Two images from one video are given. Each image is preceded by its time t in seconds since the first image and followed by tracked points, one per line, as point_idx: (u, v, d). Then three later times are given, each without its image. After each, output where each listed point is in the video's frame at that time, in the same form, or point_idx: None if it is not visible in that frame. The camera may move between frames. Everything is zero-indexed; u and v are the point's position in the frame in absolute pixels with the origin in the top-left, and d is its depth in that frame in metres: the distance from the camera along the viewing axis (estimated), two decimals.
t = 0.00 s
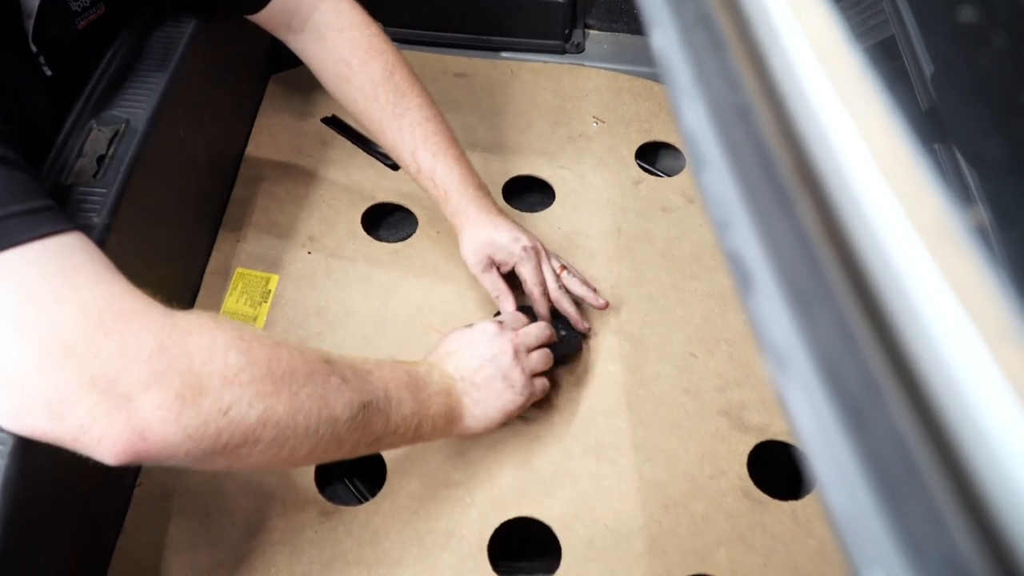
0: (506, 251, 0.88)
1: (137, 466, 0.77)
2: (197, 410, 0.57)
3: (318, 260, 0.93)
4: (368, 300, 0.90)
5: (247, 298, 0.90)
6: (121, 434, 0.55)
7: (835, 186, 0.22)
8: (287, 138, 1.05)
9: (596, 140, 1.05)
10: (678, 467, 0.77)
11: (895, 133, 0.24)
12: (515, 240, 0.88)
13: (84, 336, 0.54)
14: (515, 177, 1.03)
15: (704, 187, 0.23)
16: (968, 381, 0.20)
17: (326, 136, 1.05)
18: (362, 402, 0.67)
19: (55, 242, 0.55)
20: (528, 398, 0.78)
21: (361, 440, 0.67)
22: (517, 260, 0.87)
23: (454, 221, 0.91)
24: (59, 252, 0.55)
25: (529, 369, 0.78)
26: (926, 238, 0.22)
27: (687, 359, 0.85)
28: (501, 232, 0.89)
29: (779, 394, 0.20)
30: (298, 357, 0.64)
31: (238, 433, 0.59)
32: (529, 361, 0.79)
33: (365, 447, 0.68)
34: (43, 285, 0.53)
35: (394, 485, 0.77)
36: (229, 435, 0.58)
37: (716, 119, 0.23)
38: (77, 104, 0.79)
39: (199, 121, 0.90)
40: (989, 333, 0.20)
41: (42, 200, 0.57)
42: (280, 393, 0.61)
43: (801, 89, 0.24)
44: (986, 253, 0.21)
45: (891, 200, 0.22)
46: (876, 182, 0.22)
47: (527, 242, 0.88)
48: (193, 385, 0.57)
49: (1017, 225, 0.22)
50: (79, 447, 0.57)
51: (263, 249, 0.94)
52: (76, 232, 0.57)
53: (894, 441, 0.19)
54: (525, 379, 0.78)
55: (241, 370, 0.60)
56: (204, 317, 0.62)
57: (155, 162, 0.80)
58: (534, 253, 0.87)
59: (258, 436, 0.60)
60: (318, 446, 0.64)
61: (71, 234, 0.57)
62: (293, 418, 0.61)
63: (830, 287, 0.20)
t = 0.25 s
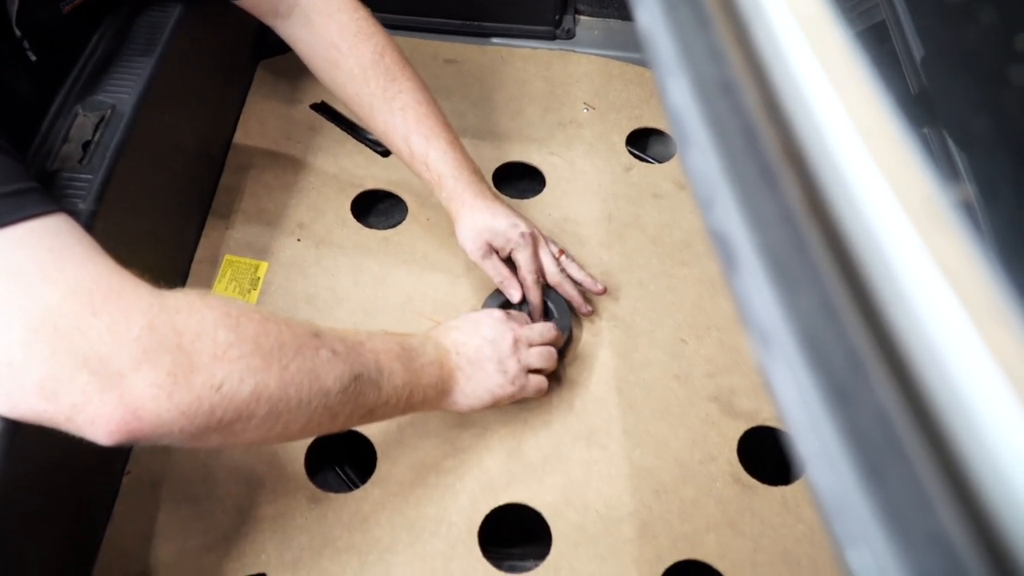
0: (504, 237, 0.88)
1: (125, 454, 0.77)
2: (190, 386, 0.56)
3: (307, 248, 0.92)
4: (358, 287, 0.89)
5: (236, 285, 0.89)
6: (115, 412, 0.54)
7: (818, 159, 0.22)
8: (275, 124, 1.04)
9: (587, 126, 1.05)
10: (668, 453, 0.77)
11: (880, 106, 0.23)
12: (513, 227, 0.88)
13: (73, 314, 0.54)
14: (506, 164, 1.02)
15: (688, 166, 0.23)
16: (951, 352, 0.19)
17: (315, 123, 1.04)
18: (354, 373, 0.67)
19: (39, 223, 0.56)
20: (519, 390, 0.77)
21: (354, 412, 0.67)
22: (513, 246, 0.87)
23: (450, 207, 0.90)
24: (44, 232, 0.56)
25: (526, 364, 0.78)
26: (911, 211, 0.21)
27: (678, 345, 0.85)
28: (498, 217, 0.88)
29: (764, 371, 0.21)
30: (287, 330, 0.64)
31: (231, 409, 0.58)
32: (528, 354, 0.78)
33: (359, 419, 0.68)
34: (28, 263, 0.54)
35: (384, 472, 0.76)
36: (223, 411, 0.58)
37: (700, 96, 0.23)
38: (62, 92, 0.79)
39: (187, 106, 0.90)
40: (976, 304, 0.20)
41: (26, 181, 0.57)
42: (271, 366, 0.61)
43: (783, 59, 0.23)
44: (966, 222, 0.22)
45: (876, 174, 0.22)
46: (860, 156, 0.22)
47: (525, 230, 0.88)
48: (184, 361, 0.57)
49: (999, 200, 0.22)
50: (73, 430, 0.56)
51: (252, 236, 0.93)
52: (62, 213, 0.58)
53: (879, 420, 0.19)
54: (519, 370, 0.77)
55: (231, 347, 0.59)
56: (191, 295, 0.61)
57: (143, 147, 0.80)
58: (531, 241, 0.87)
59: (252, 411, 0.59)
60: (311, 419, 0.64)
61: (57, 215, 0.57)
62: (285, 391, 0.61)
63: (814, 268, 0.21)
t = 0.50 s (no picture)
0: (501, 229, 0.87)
1: (116, 442, 0.77)
2: (178, 372, 0.56)
3: (299, 236, 0.92)
4: (349, 275, 0.89)
5: (227, 274, 0.89)
6: (102, 399, 0.54)
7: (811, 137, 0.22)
8: (266, 111, 1.03)
9: (580, 114, 1.04)
10: (661, 440, 0.77)
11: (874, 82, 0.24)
12: (510, 219, 0.86)
13: (58, 300, 0.53)
14: (498, 151, 1.02)
15: (682, 147, 0.24)
16: (943, 325, 0.20)
17: (306, 110, 1.03)
18: (346, 360, 0.66)
19: (25, 209, 0.55)
20: (512, 376, 0.77)
21: (346, 399, 0.67)
22: (510, 238, 0.86)
23: (447, 196, 0.89)
24: (30, 217, 0.55)
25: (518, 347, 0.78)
26: (905, 188, 0.22)
27: (670, 333, 0.84)
28: (496, 209, 0.87)
29: (756, 346, 0.22)
30: (277, 317, 0.63)
31: (220, 396, 0.58)
32: (521, 340, 0.78)
33: (352, 407, 0.68)
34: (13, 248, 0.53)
35: (376, 460, 0.76)
36: (212, 398, 0.57)
37: (695, 79, 0.24)
38: (49, 78, 0.78)
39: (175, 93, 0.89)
40: (968, 280, 0.21)
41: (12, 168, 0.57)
42: (261, 352, 0.60)
43: (773, 30, 0.23)
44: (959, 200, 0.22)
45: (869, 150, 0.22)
46: (854, 133, 0.22)
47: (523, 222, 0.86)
48: (172, 348, 0.56)
49: (988, 182, 0.23)
50: (61, 417, 0.56)
51: (243, 224, 0.93)
52: (48, 199, 0.58)
53: (872, 394, 0.20)
54: (512, 355, 0.77)
55: (220, 332, 0.59)
56: (179, 280, 0.61)
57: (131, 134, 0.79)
58: (528, 234, 0.85)
59: (241, 398, 0.59)
60: (304, 406, 0.63)
61: (43, 201, 0.57)
62: (275, 378, 0.61)
63: (807, 244, 0.21)
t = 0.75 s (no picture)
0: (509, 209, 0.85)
1: (103, 431, 0.76)
2: (162, 362, 0.56)
3: (287, 223, 0.91)
4: (339, 263, 0.88)
5: (215, 261, 0.88)
6: (84, 388, 0.53)
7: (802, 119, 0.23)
8: (253, 97, 1.02)
9: (570, 100, 1.04)
10: (652, 427, 0.77)
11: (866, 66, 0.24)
12: (517, 195, 0.85)
13: (39, 288, 0.53)
14: (488, 137, 1.01)
15: (666, 122, 0.23)
16: (931, 303, 0.20)
17: (294, 96, 1.02)
18: (336, 353, 0.66)
19: (6, 196, 0.56)
20: (510, 361, 0.77)
21: (336, 393, 0.66)
22: (521, 216, 0.85)
23: (449, 181, 0.89)
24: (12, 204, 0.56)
25: (514, 335, 0.78)
26: (896, 167, 0.22)
27: (661, 319, 0.84)
28: (501, 190, 0.86)
29: (741, 324, 0.21)
30: (266, 309, 0.63)
31: (205, 387, 0.57)
32: (515, 326, 0.78)
33: (342, 402, 0.67)
34: None
35: (366, 448, 0.76)
36: (197, 388, 0.57)
37: (680, 52, 0.23)
38: (33, 64, 0.78)
39: (162, 79, 0.88)
40: (958, 261, 0.21)
41: None
42: (248, 344, 0.60)
43: (765, 13, 0.24)
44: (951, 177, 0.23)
45: (861, 130, 0.23)
46: (845, 112, 0.23)
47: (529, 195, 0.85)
48: (157, 337, 0.56)
49: (977, 156, 0.23)
50: (45, 407, 0.55)
51: (231, 212, 0.92)
52: (30, 184, 0.58)
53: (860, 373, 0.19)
54: (507, 342, 0.77)
55: (206, 322, 0.59)
56: (166, 269, 0.60)
57: (117, 120, 0.78)
58: (539, 205, 0.84)
59: (227, 389, 0.58)
60: (293, 399, 0.63)
61: (25, 188, 0.57)
62: (262, 369, 0.60)
63: (795, 221, 0.21)
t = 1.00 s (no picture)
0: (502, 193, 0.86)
1: (90, 426, 0.75)
2: (146, 356, 0.55)
3: (275, 215, 0.90)
4: (327, 256, 0.88)
5: (202, 254, 0.87)
6: (68, 382, 0.53)
7: (790, 106, 0.23)
8: (239, 88, 1.01)
9: (559, 90, 1.03)
10: (643, 418, 0.77)
11: (854, 47, 0.24)
12: (508, 180, 0.86)
13: (20, 283, 0.53)
14: (477, 128, 1.00)
15: (651, 104, 0.23)
16: (919, 290, 0.21)
17: (281, 87, 1.01)
18: (324, 344, 0.65)
19: None
20: (499, 344, 0.77)
21: (324, 384, 0.65)
22: (515, 200, 0.86)
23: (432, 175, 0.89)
24: None
25: (501, 319, 0.77)
26: (883, 149, 0.22)
27: (652, 310, 0.84)
28: (492, 176, 0.86)
29: (726, 309, 0.21)
30: (253, 301, 0.62)
31: (190, 380, 0.57)
32: (497, 306, 0.77)
33: (331, 393, 0.67)
34: None
35: (356, 441, 0.75)
36: (182, 382, 0.56)
37: (664, 35, 0.23)
38: (15, 55, 0.76)
39: (147, 70, 0.87)
40: (946, 244, 0.21)
41: None
42: (234, 337, 0.59)
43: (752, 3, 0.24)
44: (939, 155, 0.22)
45: (848, 114, 0.23)
46: (833, 97, 0.23)
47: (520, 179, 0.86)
48: (141, 331, 0.55)
49: (966, 131, 0.23)
50: (31, 401, 0.55)
51: (218, 204, 0.91)
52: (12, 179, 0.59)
53: (843, 357, 0.19)
54: (491, 325, 0.76)
55: (191, 315, 0.58)
56: (150, 262, 0.60)
57: (101, 113, 0.77)
58: (531, 188, 0.86)
59: (213, 382, 0.58)
60: (281, 390, 0.62)
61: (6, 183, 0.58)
62: (248, 362, 0.59)
63: (778, 204, 0.21)
